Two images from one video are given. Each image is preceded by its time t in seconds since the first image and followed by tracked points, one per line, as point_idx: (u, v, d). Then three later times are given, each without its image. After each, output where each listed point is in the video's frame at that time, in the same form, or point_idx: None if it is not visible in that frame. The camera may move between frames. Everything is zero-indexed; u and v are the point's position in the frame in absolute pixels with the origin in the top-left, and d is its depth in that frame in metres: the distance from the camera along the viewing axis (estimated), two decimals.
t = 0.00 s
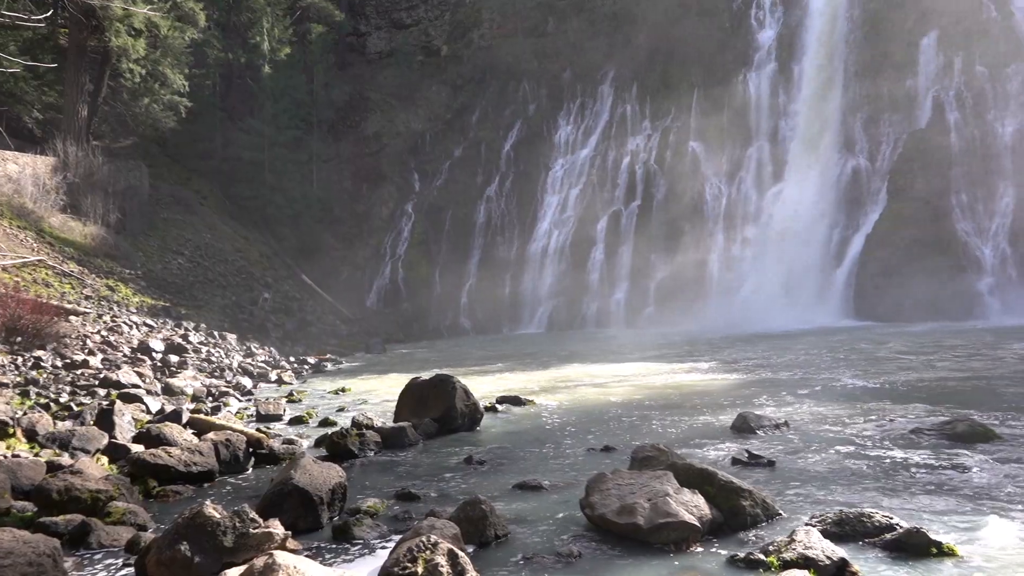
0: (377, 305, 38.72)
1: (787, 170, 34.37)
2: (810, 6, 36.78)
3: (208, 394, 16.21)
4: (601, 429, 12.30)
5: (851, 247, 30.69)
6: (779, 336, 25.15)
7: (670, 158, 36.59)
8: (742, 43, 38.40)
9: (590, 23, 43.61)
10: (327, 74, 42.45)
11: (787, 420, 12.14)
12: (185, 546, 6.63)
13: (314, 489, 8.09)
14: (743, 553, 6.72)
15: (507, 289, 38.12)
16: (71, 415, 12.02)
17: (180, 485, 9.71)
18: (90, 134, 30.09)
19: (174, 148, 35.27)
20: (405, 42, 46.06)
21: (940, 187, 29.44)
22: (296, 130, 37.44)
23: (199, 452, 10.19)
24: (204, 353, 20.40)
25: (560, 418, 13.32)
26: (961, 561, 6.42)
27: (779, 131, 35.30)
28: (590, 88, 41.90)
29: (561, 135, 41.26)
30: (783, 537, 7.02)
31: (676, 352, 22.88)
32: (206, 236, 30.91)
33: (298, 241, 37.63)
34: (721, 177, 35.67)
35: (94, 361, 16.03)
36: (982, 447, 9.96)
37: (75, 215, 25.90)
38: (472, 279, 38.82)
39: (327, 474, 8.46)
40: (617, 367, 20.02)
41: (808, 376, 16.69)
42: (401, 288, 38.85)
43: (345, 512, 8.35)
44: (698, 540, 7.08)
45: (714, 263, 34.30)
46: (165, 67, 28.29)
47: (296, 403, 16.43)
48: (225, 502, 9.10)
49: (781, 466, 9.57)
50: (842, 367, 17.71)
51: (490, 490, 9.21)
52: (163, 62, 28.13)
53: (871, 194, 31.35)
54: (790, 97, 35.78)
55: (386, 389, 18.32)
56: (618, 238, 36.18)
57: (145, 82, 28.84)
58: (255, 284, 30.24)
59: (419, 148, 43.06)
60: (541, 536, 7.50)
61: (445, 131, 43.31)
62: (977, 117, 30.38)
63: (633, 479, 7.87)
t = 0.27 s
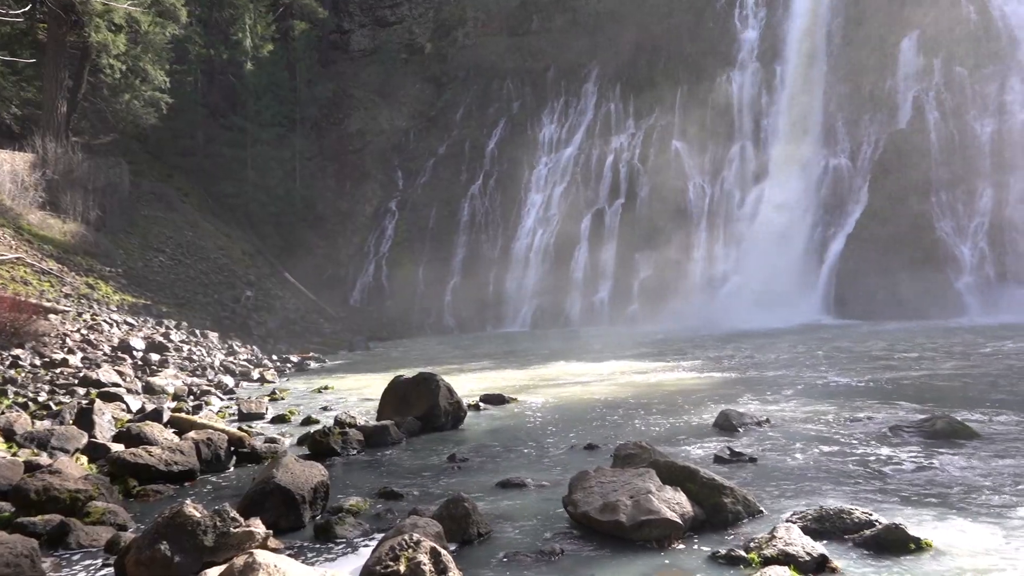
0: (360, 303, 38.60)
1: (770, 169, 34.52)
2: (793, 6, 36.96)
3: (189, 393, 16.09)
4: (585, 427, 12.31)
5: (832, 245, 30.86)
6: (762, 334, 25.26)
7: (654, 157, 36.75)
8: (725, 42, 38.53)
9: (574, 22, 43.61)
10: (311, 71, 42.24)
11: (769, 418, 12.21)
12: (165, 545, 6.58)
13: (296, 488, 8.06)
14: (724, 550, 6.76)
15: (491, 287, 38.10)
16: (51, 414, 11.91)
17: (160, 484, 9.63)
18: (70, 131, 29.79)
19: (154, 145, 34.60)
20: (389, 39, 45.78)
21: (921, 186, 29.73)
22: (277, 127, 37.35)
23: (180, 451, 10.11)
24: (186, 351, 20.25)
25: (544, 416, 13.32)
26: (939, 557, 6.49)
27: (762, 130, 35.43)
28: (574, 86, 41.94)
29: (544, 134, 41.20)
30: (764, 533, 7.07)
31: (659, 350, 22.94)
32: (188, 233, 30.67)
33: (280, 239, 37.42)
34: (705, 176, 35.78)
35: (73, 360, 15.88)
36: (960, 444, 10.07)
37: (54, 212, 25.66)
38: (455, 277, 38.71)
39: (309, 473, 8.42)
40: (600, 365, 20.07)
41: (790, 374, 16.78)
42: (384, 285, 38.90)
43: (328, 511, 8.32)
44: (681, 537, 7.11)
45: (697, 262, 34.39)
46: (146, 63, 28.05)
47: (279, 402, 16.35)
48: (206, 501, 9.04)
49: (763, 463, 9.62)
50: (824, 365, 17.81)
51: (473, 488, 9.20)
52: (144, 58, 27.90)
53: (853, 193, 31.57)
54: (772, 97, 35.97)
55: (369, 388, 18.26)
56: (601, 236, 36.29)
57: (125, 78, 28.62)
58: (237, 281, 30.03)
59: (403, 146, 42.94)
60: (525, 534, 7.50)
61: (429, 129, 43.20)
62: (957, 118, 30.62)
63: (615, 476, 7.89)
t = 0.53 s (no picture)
0: (343, 302, 38.01)
1: (753, 167, 34.66)
2: (776, 6, 37.12)
3: (171, 391, 15.96)
4: (568, 425, 12.33)
5: (814, 244, 31.03)
6: (744, 332, 25.39)
7: (638, 156, 36.90)
8: (709, 42, 38.64)
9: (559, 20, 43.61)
10: (293, 68, 42.54)
11: (751, 416, 12.28)
12: (144, 545, 6.54)
13: (278, 488, 8.02)
14: (705, 546, 6.79)
15: (475, 285, 38.07)
16: (29, 414, 11.79)
17: (140, 484, 9.56)
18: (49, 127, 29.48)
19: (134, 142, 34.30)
20: (373, 37, 45.57)
21: (901, 186, 30.11)
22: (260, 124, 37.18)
23: (160, 450, 10.04)
24: (167, 350, 20.09)
25: (527, 415, 13.33)
26: (918, 552, 6.55)
27: (745, 129, 35.60)
28: (559, 85, 41.93)
29: (529, 132, 41.16)
30: (745, 530, 7.11)
31: (641, 348, 23.00)
32: (169, 231, 30.42)
33: (263, 237, 37.20)
34: (689, 175, 35.90)
35: (53, 358, 15.73)
36: (938, 441, 10.18)
37: (33, 209, 25.43)
38: (439, 275, 38.58)
39: (291, 472, 8.38)
40: (583, 363, 20.13)
41: (773, 372, 16.87)
42: (368, 284, 38.64)
43: (310, 510, 8.28)
44: (663, 535, 7.13)
45: (681, 260, 34.45)
46: (127, 58, 27.80)
47: (261, 401, 16.26)
48: (186, 501, 8.98)
49: (744, 460, 9.68)
50: (806, 363, 17.89)
51: (456, 487, 9.19)
52: (125, 53, 27.66)
53: (834, 192, 31.83)
54: (755, 96, 36.15)
55: (352, 386, 18.19)
56: (586, 235, 36.39)
57: (105, 74, 28.33)
58: (219, 279, 29.82)
59: (387, 143, 42.81)
60: (507, 532, 7.50)
61: (413, 126, 43.06)
62: (936, 119, 30.93)
63: (598, 474, 7.91)
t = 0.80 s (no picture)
0: (322, 301, 38.38)
1: (732, 168, 34.82)
2: (755, 8, 37.27)
3: (147, 392, 15.80)
4: (547, 425, 12.34)
5: (792, 245, 31.28)
6: (722, 333, 25.53)
7: (618, 156, 37.05)
8: (689, 43, 38.76)
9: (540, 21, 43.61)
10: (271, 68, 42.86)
11: (729, 416, 12.36)
12: (118, 547, 6.48)
13: (255, 488, 7.96)
14: (683, 545, 6.83)
15: (455, 285, 38.04)
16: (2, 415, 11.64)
17: (115, 485, 9.46)
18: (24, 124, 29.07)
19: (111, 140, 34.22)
20: (353, 36, 45.37)
21: (878, 187, 30.30)
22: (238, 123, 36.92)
23: (136, 452, 9.93)
24: (144, 350, 19.88)
25: (507, 415, 13.33)
26: (892, 550, 6.63)
27: (724, 131, 35.72)
28: (539, 85, 41.94)
29: (509, 132, 41.13)
30: (722, 529, 7.15)
31: (620, 349, 23.08)
32: (146, 230, 30.11)
33: (241, 236, 36.95)
34: (668, 176, 36.04)
35: (27, 359, 15.53)
36: (912, 440, 10.30)
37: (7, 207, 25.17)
38: (419, 274, 38.60)
39: (268, 473, 8.32)
40: (562, 363, 20.15)
41: (750, 372, 16.98)
42: (348, 284, 38.72)
43: (288, 511, 8.23)
44: (641, 534, 7.16)
45: (661, 260, 34.57)
46: (103, 55, 27.44)
47: (239, 401, 16.13)
48: (163, 502, 8.90)
49: (722, 460, 9.74)
50: (785, 364, 18.00)
51: (435, 487, 9.17)
52: (101, 50, 27.29)
53: (812, 194, 32.08)
54: (734, 98, 36.34)
55: (331, 386, 18.11)
56: (566, 235, 36.47)
57: (81, 71, 27.95)
58: (197, 279, 29.56)
59: (366, 143, 42.65)
60: (486, 533, 7.50)
61: (393, 126, 42.88)
62: (912, 122, 31.22)
63: (577, 474, 7.92)
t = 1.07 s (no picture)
0: (304, 303, 38.42)
1: (713, 170, 34.96)
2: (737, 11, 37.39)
3: (126, 394, 15.65)
4: (529, 427, 12.34)
5: (772, 247, 31.51)
6: (702, 334, 25.67)
7: (600, 158, 37.17)
8: (671, 45, 38.84)
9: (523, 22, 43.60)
10: (253, 67, 43.46)
11: (710, 417, 12.42)
12: (94, 551, 6.42)
13: (235, 492, 7.91)
14: (663, 546, 6.85)
15: (437, 286, 38.02)
16: None
17: (92, 488, 9.36)
18: None
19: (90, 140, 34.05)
20: (335, 36, 45.28)
21: (858, 190, 30.53)
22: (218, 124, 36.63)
23: (113, 455, 9.84)
24: (122, 352, 19.74)
25: (489, 417, 13.31)
26: (870, 550, 6.69)
27: (706, 134, 35.89)
28: (522, 87, 41.91)
29: (492, 134, 41.08)
30: (702, 530, 7.19)
31: (602, 350, 23.12)
32: (125, 231, 29.82)
33: (222, 238, 36.72)
34: (650, 178, 36.19)
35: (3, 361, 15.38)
36: (891, 441, 10.40)
37: None
38: (401, 276, 38.66)
39: (248, 476, 8.27)
40: (544, 365, 20.16)
41: (731, 374, 17.07)
42: (329, 286, 38.87)
43: (268, 514, 8.18)
44: (622, 535, 7.17)
45: (643, 262, 34.64)
46: (82, 54, 27.15)
47: (219, 403, 16.02)
48: (140, 506, 8.81)
49: (702, 461, 9.78)
50: (765, 365, 18.08)
51: (416, 489, 9.15)
52: (79, 49, 27.01)
53: (792, 196, 32.33)
54: (716, 101, 36.50)
55: (312, 388, 18.03)
56: (548, 237, 36.56)
57: (59, 70, 27.58)
58: (176, 280, 29.33)
59: (349, 143, 42.53)
60: (468, 535, 7.48)
61: (375, 126, 42.85)
62: (891, 126, 31.48)
63: (557, 476, 7.93)
